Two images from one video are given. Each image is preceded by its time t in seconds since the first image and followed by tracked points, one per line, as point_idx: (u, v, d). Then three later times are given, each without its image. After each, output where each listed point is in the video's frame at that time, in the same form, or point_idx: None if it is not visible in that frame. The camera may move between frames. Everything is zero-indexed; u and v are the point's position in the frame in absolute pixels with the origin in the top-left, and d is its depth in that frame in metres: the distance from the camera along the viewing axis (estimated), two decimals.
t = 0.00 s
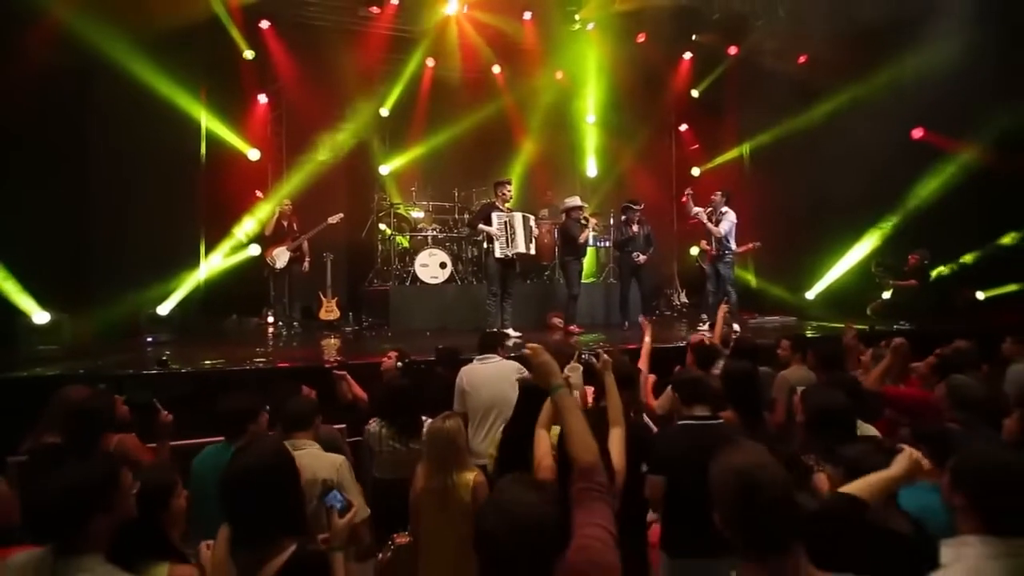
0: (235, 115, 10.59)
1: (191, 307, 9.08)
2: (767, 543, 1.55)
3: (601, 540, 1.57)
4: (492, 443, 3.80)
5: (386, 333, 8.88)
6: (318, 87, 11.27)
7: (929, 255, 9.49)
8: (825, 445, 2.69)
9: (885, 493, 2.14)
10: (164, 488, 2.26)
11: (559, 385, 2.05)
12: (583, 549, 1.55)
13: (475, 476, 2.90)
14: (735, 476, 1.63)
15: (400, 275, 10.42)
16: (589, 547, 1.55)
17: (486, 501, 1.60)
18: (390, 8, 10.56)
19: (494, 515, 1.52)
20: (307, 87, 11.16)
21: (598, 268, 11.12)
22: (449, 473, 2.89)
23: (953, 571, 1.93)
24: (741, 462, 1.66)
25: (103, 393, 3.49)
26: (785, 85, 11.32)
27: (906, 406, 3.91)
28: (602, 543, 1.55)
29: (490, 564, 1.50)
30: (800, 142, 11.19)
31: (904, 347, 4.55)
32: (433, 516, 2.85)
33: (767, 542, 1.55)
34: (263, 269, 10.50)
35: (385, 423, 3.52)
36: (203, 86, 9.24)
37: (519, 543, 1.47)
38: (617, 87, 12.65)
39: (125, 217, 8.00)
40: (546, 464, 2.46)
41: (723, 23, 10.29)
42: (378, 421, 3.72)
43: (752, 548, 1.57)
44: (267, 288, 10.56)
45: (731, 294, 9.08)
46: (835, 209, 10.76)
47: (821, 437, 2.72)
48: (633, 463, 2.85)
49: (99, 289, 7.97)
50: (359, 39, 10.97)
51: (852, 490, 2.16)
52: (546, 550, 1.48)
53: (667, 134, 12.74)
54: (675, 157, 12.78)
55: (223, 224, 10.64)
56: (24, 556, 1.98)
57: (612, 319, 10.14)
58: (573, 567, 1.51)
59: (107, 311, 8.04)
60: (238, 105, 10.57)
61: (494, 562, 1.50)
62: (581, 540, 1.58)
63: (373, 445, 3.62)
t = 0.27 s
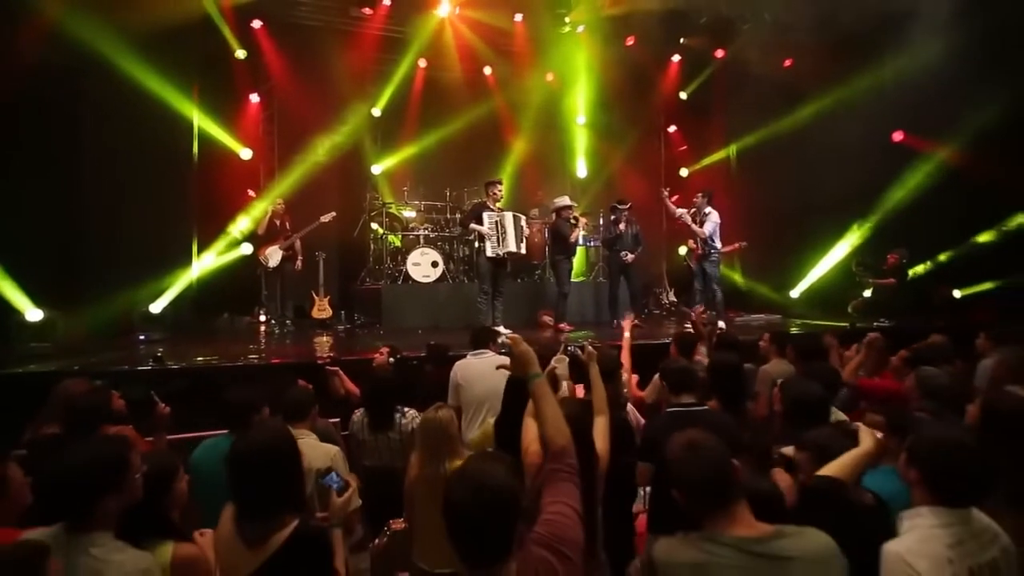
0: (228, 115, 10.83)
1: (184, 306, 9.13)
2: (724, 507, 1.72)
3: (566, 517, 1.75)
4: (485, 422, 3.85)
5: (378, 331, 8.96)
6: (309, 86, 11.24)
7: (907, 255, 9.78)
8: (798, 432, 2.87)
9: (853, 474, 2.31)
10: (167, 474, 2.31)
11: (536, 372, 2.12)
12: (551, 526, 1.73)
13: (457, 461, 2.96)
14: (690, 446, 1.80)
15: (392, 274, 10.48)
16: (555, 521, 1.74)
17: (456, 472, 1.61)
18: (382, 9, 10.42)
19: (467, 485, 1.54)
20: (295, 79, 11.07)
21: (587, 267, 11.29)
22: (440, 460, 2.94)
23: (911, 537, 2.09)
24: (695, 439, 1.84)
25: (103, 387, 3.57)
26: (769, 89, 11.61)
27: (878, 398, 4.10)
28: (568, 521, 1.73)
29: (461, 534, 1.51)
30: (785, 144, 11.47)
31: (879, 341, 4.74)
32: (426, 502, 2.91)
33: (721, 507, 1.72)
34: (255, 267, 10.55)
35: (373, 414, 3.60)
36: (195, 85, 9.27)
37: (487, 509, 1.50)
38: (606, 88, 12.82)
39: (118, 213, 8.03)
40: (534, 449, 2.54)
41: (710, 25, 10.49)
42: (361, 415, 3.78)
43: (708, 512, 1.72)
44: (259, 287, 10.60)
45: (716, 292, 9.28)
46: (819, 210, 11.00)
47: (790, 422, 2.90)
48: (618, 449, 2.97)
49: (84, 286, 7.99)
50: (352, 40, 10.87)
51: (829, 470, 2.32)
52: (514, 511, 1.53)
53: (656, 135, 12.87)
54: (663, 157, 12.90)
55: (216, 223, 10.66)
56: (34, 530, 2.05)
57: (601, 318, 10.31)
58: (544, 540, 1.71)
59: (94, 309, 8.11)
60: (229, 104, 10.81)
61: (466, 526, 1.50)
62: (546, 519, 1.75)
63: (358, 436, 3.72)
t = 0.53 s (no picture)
0: (220, 115, 10.74)
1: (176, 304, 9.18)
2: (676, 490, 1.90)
3: (549, 499, 1.83)
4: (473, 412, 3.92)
5: (370, 330, 9.05)
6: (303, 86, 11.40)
7: (887, 254, 10.05)
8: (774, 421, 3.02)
9: (799, 479, 2.43)
10: (170, 461, 2.38)
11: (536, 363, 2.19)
12: (534, 506, 1.80)
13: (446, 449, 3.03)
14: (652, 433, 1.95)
15: (384, 273, 10.56)
16: (538, 503, 1.81)
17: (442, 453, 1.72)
18: (374, 11, 10.66)
19: (454, 464, 1.66)
20: (288, 79, 11.19)
21: (577, 266, 11.45)
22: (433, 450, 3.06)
23: (872, 513, 2.25)
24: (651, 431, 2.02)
25: (104, 383, 3.64)
26: (754, 91, 11.85)
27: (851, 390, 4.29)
28: (551, 504, 1.80)
29: (448, 511, 1.61)
30: (770, 147, 11.74)
31: (854, 337, 4.95)
32: (418, 490, 3.04)
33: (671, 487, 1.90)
34: (248, 266, 10.58)
35: (364, 409, 3.71)
36: (187, 85, 9.31)
37: (476, 489, 1.61)
38: (595, 89, 13.03)
39: (111, 209, 8.16)
40: (522, 439, 2.67)
41: (697, 30, 10.75)
42: (351, 413, 3.85)
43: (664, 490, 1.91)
44: (251, 286, 10.64)
45: (703, 291, 9.47)
46: (802, 211, 11.28)
47: (763, 412, 3.06)
48: (603, 439, 3.10)
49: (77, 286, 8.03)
50: (344, 40, 11.04)
51: (781, 474, 2.46)
52: (496, 488, 1.64)
53: (644, 138, 13.17)
54: (652, 159, 13.16)
55: (208, 223, 10.69)
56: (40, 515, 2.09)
57: (591, 316, 10.48)
58: (525, 519, 1.77)
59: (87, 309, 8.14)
60: (222, 104, 10.74)
61: (454, 502, 1.61)
62: (529, 501, 1.82)
63: (349, 432, 3.77)
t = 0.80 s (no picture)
0: (211, 115, 10.75)
1: (168, 304, 9.23)
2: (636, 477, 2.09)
3: (545, 481, 1.88)
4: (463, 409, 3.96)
5: (362, 329, 9.16)
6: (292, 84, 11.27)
7: (868, 254, 10.31)
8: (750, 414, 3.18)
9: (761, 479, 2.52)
10: (174, 453, 2.50)
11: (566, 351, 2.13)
12: (529, 486, 1.85)
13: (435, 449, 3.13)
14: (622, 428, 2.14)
15: (375, 273, 10.66)
16: (536, 483, 1.87)
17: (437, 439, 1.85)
18: (365, 13, 10.86)
19: (453, 445, 1.79)
20: (279, 79, 11.16)
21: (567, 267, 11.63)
22: (427, 444, 3.15)
23: (833, 495, 2.42)
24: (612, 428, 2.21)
25: (102, 380, 3.72)
26: (739, 94, 12.12)
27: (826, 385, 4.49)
28: (548, 483, 1.86)
29: (445, 489, 1.75)
30: (755, 150, 12.01)
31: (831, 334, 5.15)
32: (414, 483, 3.11)
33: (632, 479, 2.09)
34: (239, 266, 10.62)
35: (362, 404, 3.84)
36: (179, 85, 9.35)
37: (473, 469, 1.74)
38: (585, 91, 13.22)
39: (101, 208, 8.19)
40: (511, 431, 2.75)
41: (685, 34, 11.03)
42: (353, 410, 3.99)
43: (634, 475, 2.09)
44: (243, 286, 10.68)
45: (689, 290, 9.68)
46: (786, 212, 11.55)
47: (738, 406, 3.23)
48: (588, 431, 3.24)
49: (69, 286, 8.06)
50: (337, 40, 11.28)
51: (730, 490, 2.56)
52: (492, 469, 1.77)
53: (634, 140, 13.41)
54: (641, 160, 13.41)
55: (199, 223, 10.72)
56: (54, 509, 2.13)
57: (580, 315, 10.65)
58: (521, 496, 1.83)
59: (79, 311, 8.18)
60: (213, 105, 10.73)
61: (451, 480, 1.75)
62: (526, 482, 1.88)
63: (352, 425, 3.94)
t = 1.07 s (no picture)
0: (202, 117, 10.80)
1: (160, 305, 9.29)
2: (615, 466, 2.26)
3: (543, 470, 2.03)
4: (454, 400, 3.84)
5: (354, 329, 9.26)
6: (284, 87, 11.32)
7: (849, 256, 10.57)
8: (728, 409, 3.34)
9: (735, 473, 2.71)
10: (178, 448, 2.61)
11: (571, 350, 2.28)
12: (527, 474, 2.00)
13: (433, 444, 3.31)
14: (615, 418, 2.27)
15: (367, 274, 10.70)
16: (535, 472, 2.01)
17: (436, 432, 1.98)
18: (358, 15, 11.02)
19: (453, 434, 1.92)
20: (271, 81, 11.22)
21: (557, 267, 11.79)
22: (426, 441, 3.27)
23: (802, 485, 2.52)
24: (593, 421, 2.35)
25: (101, 381, 3.78)
26: (725, 98, 12.35)
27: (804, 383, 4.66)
28: (545, 472, 2.01)
29: (449, 472, 1.88)
30: (740, 153, 12.28)
31: (809, 333, 5.34)
32: (409, 478, 3.23)
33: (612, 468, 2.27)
34: (231, 267, 10.66)
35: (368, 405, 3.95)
36: (170, 86, 9.37)
37: (472, 457, 1.88)
38: (575, 95, 13.41)
39: (95, 209, 8.24)
40: (501, 426, 2.86)
41: (674, 39, 11.51)
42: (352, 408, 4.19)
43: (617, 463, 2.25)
44: (234, 286, 10.72)
45: (676, 291, 9.89)
46: (770, 214, 11.80)
47: (716, 401, 3.40)
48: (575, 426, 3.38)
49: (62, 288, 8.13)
50: (329, 43, 11.33)
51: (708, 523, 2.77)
52: (490, 458, 1.89)
53: (624, 142, 13.63)
54: (630, 163, 13.67)
55: (191, 224, 10.74)
56: (67, 501, 2.23)
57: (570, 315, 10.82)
58: (519, 484, 1.98)
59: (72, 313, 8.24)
60: (205, 106, 10.80)
61: (453, 465, 1.88)
62: (525, 471, 2.03)
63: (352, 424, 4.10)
